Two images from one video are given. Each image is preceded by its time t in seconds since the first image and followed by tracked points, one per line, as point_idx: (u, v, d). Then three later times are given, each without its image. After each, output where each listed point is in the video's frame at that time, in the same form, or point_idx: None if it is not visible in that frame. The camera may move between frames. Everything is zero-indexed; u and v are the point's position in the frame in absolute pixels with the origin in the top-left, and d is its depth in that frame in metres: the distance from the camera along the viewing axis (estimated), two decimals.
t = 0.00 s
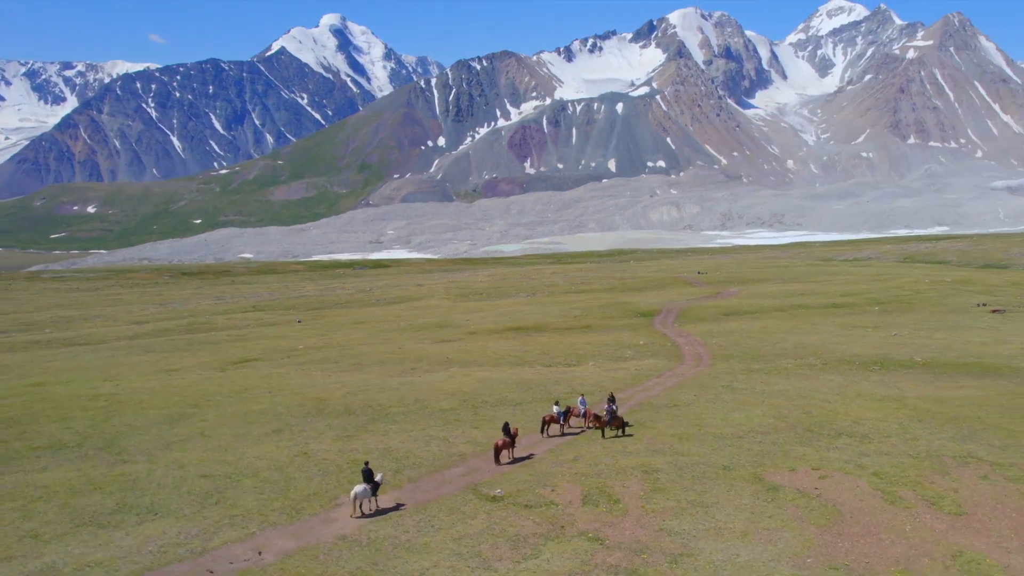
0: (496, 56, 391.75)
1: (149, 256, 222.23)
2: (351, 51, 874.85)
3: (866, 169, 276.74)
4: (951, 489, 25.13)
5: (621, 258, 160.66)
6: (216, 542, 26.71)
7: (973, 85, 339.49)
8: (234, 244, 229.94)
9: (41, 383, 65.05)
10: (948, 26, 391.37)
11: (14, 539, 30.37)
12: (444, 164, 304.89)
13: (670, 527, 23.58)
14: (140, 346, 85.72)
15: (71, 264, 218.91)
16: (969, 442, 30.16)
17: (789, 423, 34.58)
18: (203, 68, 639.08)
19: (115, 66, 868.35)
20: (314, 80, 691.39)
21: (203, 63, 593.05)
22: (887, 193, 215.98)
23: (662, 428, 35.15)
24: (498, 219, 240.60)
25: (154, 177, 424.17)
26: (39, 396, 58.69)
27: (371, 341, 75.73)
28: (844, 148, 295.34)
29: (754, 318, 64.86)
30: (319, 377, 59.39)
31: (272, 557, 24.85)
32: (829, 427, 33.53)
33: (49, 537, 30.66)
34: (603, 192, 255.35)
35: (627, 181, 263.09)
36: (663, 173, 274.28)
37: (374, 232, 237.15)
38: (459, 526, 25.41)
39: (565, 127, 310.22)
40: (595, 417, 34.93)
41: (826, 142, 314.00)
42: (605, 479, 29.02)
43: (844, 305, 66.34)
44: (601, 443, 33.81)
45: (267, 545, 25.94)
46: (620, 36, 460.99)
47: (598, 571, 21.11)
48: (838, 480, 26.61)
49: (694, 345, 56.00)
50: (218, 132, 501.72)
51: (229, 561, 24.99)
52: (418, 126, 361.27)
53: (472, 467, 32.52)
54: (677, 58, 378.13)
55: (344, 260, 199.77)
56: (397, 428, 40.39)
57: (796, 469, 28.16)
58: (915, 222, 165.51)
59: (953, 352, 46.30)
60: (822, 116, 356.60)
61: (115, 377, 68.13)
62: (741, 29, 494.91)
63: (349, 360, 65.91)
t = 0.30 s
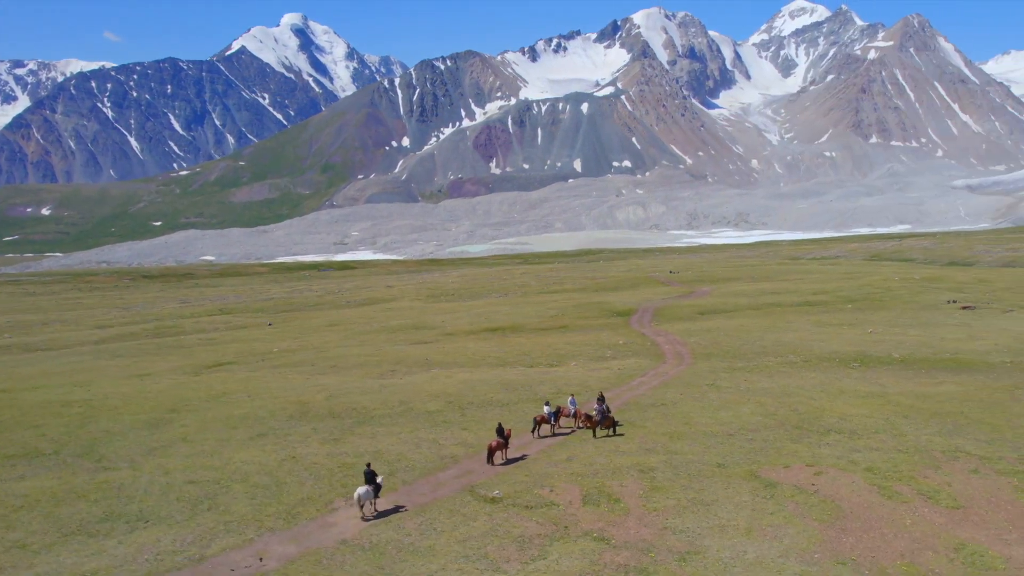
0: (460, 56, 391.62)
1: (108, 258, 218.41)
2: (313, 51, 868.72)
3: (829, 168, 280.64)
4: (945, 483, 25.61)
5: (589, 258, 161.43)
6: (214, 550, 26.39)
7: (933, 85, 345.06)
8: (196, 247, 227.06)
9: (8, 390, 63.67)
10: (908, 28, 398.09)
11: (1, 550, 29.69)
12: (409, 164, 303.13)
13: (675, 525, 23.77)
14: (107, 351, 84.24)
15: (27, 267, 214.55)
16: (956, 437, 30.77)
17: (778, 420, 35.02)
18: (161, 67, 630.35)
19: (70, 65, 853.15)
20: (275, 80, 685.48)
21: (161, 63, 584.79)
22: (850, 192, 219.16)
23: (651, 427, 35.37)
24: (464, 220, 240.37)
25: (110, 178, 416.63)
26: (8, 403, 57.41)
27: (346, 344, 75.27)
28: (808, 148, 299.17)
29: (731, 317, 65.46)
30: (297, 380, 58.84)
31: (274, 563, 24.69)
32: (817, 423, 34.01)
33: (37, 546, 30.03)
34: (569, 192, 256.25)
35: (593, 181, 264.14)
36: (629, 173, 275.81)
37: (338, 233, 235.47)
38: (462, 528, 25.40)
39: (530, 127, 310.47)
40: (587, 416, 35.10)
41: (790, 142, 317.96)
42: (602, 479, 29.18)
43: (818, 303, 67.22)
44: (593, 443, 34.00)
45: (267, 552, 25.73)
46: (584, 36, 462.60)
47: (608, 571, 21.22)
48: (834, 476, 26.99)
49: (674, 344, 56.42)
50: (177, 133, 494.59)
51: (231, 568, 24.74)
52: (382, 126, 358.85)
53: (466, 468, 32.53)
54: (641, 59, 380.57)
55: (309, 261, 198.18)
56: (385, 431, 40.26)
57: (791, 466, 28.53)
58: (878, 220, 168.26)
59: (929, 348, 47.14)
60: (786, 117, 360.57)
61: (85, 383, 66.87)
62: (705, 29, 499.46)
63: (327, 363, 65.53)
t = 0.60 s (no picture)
0: (424, 56, 390.69)
1: (65, 262, 214.29)
2: (274, 51, 861.15)
3: (793, 168, 284.17)
4: (938, 478, 26.12)
5: (556, 258, 162.03)
6: (211, 556, 26.12)
7: (894, 85, 350.01)
8: (156, 249, 223.67)
9: None
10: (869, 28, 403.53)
11: None
12: (372, 164, 300.60)
13: (678, 523, 23.99)
14: (72, 356, 82.70)
15: None
16: (942, 432, 31.40)
17: (767, 416, 35.47)
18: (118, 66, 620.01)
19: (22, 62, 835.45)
20: (235, 80, 678.12)
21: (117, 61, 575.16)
22: (814, 191, 222.11)
23: (641, 426, 35.59)
24: (429, 221, 239.56)
25: (66, 179, 408.51)
26: None
27: (322, 345, 74.75)
28: (772, 148, 302.40)
29: (707, 315, 66.09)
30: (274, 383, 58.35)
31: (275, 570, 24.50)
32: (805, 420, 34.52)
33: (23, 555, 29.39)
34: (535, 192, 256.77)
35: (558, 181, 264.94)
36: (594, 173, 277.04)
37: (302, 235, 233.61)
38: (465, 530, 25.37)
39: (495, 127, 310.37)
40: (578, 416, 35.28)
41: (755, 142, 321.50)
42: (599, 478, 29.37)
43: (791, 301, 68.07)
44: (584, 443, 34.23)
45: (268, 558, 25.52)
46: (549, 36, 463.45)
47: (617, 571, 21.35)
48: (828, 472, 27.39)
49: (653, 343, 56.90)
50: (135, 133, 486.91)
51: None
52: (345, 126, 356.48)
53: (460, 470, 32.49)
54: (606, 59, 382.20)
55: (272, 264, 196.18)
56: (372, 434, 40.17)
57: (784, 463, 28.93)
58: (842, 220, 170.74)
59: (906, 344, 47.99)
60: (750, 117, 364.21)
61: (54, 388, 65.65)
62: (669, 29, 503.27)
63: (304, 366, 65.06)
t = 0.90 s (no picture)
0: (388, 56, 388.79)
1: (21, 265, 209.78)
2: (233, 50, 850.27)
3: (758, 168, 287.15)
4: (931, 472, 26.62)
5: (526, 258, 162.11)
6: (210, 564, 25.84)
7: (856, 85, 354.72)
8: (115, 252, 219.81)
9: None
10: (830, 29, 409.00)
11: None
12: (336, 165, 297.33)
13: (681, 521, 24.22)
14: (36, 362, 81.02)
15: None
16: (928, 427, 32.02)
17: (755, 414, 35.93)
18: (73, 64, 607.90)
19: None
20: (194, 80, 668.66)
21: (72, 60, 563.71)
22: (778, 190, 224.70)
23: (632, 425, 35.86)
24: (394, 221, 238.30)
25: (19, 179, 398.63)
26: None
27: (296, 348, 74.05)
28: (736, 147, 305.32)
29: (683, 314, 66.74)
30: (252, 387, 57.77)
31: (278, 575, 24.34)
32: (793, 417, 35.01)
33: (11, 566, 28.74)
34: (500, 192, 256.81)
35: (524, 181, 265.22)
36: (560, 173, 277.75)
37: (265, 236, 231.13)
38: (467, 532, 25.38)
39: (460, 127, 309.54)
40: (568, 416, 35.43)
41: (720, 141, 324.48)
42: (596, 478, 29.55)
43: (766, 299, 68.85)
44: (577, 442, 34.39)
45: (269, 563, 25.32)
46: (513, 36, 463.59)
47: (626, 570, 21.44)
48: (823, 468, 27.83)
49: (633, 343, 57.33)
50: (90, 133, 477.19)
51: None
52: (308, 126, 352.64)
53: (454, 472, 32.50)
54: (570, 59, 383.12)
55: (235, 266, 193.72)
56: (360, 436, 40.00)
57: (779, 460, 29.31)
58: (806, 219, 172.99)
59: (883, 341, 48.74)
60: (714, 116, 367.45)
61: (22, 395, 64.30)
62: (633, 29, 505.77)
63: (280, 369, 64.51)
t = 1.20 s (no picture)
0: (345, 55, 385.90)
1: None
2: (185, 49, 836.78)
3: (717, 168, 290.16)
4: (922, 466, 27.24)
5: (490, 259, 162.01)
6: (209, 572, 25.47)
7: (813, 85, 359.50)
8: (66, 255, 215.09)
9: None
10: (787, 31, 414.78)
11: None
12: (293, 166, 294.46)
13: (684, 519, 24.49)
14: None
15: None
16: (912, 422, 32.75)
17: (741, 411, 36.45)
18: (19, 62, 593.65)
19: None
20: (145, 79, 657.01)
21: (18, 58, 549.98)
22: (737, 189, 227.31)
23: (620, 424, 36.16)
24: (354, 223, 236.51)
25: None
26: None
27: (267, 352, 73.20)
28: (695, 147, 308.20)
29: (656, 313, 67.35)
30: (226, 392, 56.99)
31: None
32: (780, 414, 35.55)
33: None
34: (461, 193, 256.37)
35: (485, 181, 265.14)
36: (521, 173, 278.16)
37: (222, 239, 227.93)
38: (471, 534, 25.38)
39: (419, 127, 308.03)
40: (558, 416, 35.59)
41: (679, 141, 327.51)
42: (592, 478, 29.78)
43: (737, 298, 69.62)
44: (567, 443, 34.56)
45: (270, 570, 25.09)
46: (471, 35, 462.81)
47: (636, 568, 21.60)
48: (816, 464, 28.34)
49: (609, 342, 57.70)
50: (38, 133, 465.60)
51: None
52: (264, 126, 348.63)
53: (447, 474, 32.48)
54: (529, 59, 383.54)
55: (192, 269, 190.63)
56: (346, 440, 39.79)
57: (771, 457, 29.76)
58: (766, 218, 175.30)
59: (856, 339, 49.72)
60: (674, 117, 370.46)
61: None
62: (592, 29, 508.00)
63: (252, 373, 63.74)
